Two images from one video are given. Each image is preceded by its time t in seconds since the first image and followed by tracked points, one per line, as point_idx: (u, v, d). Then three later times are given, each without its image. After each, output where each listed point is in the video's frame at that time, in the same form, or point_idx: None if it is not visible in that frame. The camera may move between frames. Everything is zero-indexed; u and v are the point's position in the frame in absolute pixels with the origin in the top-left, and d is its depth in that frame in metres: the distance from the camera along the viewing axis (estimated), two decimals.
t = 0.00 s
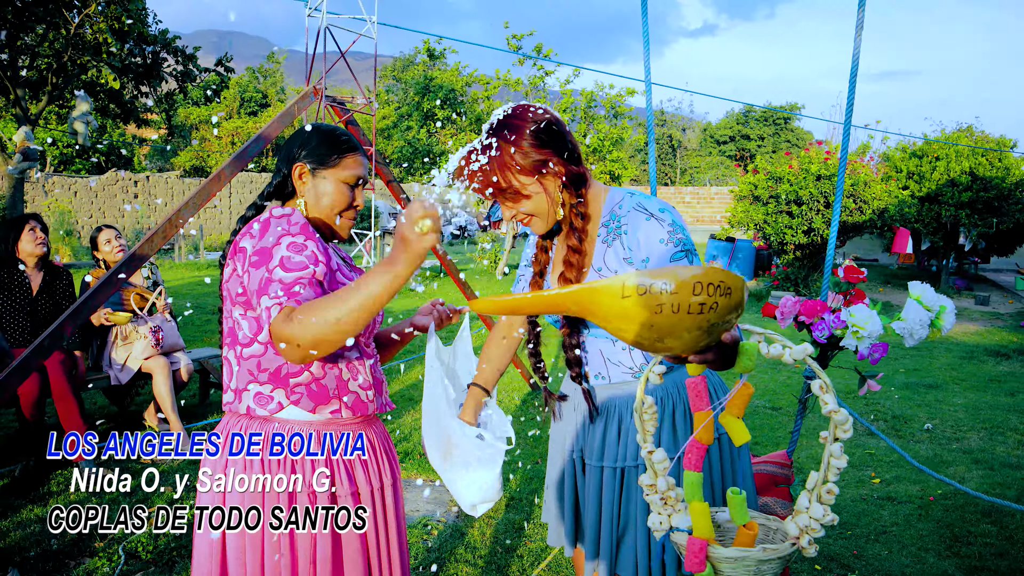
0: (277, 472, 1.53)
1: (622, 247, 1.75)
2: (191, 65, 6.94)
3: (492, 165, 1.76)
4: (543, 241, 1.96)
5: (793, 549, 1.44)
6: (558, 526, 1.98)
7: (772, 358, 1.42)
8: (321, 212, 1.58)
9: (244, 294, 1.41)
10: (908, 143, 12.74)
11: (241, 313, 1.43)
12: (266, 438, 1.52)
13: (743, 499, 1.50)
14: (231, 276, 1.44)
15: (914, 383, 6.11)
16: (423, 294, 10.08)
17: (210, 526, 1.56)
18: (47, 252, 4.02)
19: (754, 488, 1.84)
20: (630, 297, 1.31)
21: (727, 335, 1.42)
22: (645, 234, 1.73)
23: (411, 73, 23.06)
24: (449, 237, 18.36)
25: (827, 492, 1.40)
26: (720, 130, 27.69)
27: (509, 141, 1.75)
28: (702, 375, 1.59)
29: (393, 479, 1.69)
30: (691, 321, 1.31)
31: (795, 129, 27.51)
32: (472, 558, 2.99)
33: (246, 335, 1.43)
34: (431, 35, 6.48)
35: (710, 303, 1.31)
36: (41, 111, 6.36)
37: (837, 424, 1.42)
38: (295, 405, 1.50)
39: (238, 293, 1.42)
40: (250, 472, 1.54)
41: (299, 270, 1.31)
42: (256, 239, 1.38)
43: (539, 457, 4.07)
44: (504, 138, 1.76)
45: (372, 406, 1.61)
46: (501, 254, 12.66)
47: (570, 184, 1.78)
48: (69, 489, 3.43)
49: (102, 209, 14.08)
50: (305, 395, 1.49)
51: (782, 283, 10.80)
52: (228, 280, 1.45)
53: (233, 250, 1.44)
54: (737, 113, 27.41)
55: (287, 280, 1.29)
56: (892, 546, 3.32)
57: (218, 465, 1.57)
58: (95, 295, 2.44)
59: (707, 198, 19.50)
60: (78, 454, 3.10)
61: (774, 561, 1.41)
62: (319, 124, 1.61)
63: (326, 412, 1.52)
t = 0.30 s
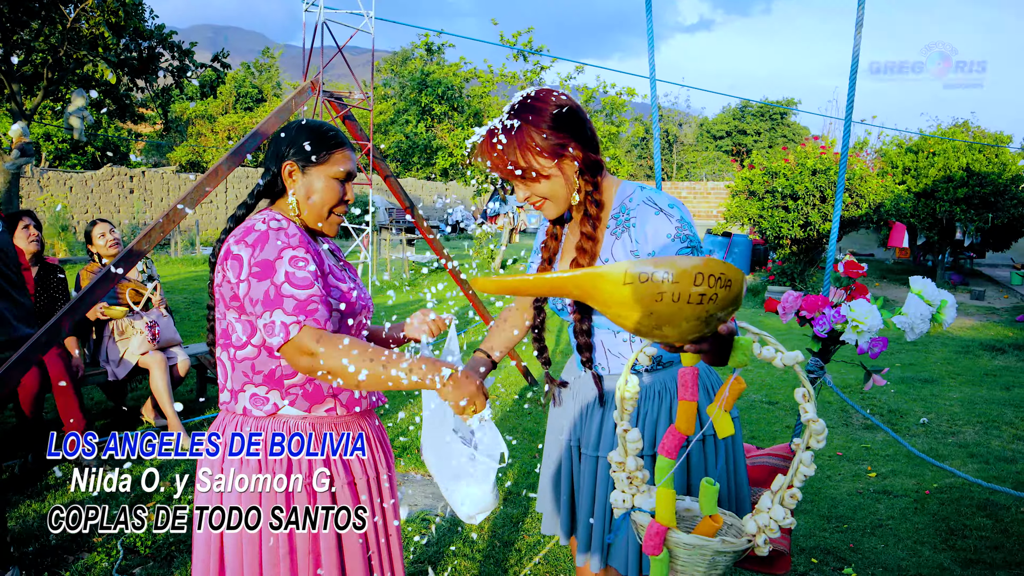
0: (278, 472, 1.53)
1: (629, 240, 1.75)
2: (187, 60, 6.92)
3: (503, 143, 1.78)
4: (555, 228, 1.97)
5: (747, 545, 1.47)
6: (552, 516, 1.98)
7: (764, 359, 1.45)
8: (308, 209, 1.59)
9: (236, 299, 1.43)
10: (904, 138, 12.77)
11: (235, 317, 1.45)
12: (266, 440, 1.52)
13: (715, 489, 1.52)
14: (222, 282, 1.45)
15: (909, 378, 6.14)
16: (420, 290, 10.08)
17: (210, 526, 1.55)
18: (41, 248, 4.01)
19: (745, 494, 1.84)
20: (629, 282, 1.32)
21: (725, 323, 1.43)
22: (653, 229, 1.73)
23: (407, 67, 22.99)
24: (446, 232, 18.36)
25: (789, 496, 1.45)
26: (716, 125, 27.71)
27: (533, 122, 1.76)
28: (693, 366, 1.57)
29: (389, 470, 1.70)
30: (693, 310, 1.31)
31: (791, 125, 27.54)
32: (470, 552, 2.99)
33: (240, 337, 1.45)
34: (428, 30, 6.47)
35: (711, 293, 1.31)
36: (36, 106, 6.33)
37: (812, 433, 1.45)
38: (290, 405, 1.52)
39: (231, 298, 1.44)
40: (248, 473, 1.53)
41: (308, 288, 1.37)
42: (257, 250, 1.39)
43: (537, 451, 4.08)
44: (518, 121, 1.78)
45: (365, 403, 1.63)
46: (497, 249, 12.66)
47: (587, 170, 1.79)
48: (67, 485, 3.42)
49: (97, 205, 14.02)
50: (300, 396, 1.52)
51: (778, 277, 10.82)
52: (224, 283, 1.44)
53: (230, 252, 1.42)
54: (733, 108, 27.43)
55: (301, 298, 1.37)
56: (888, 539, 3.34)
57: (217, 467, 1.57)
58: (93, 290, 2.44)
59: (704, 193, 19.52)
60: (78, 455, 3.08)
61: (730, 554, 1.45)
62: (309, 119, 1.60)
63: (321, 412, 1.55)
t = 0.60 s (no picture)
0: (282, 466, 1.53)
1: (628, 231, 1.74)
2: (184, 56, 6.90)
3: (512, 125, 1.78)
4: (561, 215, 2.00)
5: (745, 534, 1.45)
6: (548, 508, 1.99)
7: (753, 348, 1.41)
8: (304, 208, 1.58)
9: (245, 296, 1.44)
10: (901, 135, 12.79)
11: (242, 314, 1.45)
12: (270, 436, 1.52)
13: (714, 478, 1.50)
14: (230, 279, 1.45)
15: (906, 374, 6.16)
16: (418, 286, 10.08)
17: (213, 524, 1.55)
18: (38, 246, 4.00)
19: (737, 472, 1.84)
20: (619, 266, 1.30)
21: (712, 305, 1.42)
22: (652, 221, 1.71)
23: (404, 63, 22.93)
24: (443, 229, 18.37)
25: (786, 484, 1.43)
26: (713, 121, 27.75)
27: (544, 106, 1.75)
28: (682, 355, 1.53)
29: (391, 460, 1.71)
30: (678, 296, 1.30)
31: (787, 120, 27.58)
32: (469, 548, 3.00)
33: (246, 335, 1.46)
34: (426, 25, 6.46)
35: (694, 278, 1.30)
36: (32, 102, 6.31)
37: (805, 421, 1.43)
38: (297, 401, 1.51)
39: (239, 296, 1.44)
40: (251, 469, 1.54)
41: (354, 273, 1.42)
42: (288, 245, 1.38)
43: (535, 448, 4.09)
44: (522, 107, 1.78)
45: (369, 397, 1.63)
46: (495, 245, 12.67)
47: (591, 161, 1.79)
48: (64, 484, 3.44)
49: (94, 201, 13.98)
50: (306, 390, 1.51)
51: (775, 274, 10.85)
52: (252, 279, 1.40)
53: (252, 252, 1.40)
54: (730, 104, 27.46)
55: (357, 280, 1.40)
56: (885, 535, 3.35)
57: (221, 464, 1.57)
58: (92, 287, 2.43)
59: (701, 189, 19.55)
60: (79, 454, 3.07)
61: (727, 541, 1.42)
62: (296, 116, 1.59)
63: (326, 408, 1.54)
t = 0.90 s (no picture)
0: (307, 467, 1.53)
1: (616, 230, 1.74)
2: (183, 61, 6.90)
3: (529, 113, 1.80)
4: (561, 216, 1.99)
5: (736, 525, 1.45)
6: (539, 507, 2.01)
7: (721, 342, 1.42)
8: (337, 204, 1.60)
9: (290, 292, 1.45)
10: (898, 140, 12.85)
11: (283, 310, 1.47)
12: (300, 438, 1.53)
13: (705, 470, 1.49)
14: (273, 274, 1.46)
15: (904, 379, 6.18)
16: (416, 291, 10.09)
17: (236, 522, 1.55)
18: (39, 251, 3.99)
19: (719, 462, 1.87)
20: (567, 267, 1.25)
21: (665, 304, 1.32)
22: (640, 222, 1.70)
23: (403, 68, 22.98)
24: (441, 233, 18.39)
25: (771, 474, 1.43)
26: (710, 126, 27.85)
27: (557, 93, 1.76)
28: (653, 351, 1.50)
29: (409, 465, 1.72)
30: (622, 298, 1.23)
31: (784, 125, 27.71)
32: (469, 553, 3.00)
33: (285, 332, 1.48)
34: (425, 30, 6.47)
35: (628, 280, 1.22)
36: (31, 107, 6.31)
37: (782, 410, 1.44)
38: (332, 401, 1.53)
39: (283, 291, 1.46)
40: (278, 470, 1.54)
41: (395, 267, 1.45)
42: (342, 240, 1.41)
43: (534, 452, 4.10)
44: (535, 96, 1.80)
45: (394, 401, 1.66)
46: (493, 250, 12.69)
47: (587, 164, 1.82)
48: (62, 488, 3.44)
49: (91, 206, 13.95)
50: (340, 391, 1.53)
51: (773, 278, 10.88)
52: (303, 273, 1.41)
53: (303, 247, 1.42)
54: (727, 109, 27.56)
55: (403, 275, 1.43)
56: (883, 539, 3.37)
57: (244, 464, 1.57)
58: (93, 292, 2.45)
59: (698, 194, 19.62)
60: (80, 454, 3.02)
61: (718, 533, 1.43)
62: (301, 125, 1.61)
63: (358, 409, 1.56)
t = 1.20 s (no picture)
0: (374, 477, 1.43)
1: (601, 227, 1.74)
2: (182, 63, 6.91)
3: (531, 107, 1.81)
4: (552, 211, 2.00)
5: (694, 526, 1.48)
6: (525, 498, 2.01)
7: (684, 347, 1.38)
8: (412, 198, 1.52)
9: (369, 299, 1.38)
10: (896, 141, 12.89)
11: (361, 316, 1.40)
12: (368, 447, 1.43)
13: (665, 469, 1.49)
14: (351, 278, 1.38)
15: (903, 380, 6.18)
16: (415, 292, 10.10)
17: (294, 526, 1.46)
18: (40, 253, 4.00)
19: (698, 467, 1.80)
20: (510, 273, 1.21)
21: (620, 307, 1.25)
22: (626, 220, 1.69)
23: (401, 70, 23.01)
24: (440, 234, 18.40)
25: (729, 478, 1.45)
26: (708, 128, 27.93)
27: (559, 87, 1.78)
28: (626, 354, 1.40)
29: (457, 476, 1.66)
30: (559, 305, 1.19)
31: (782, 127, 27.79)
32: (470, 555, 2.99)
33: (361, 338, 1.41)
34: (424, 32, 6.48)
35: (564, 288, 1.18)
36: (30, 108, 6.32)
37: (740, 418, 1.43)
38: (400, 412, 1.45)
39: (362, 298, 1.39)
40: (341, 477, 1.43)
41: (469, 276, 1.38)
42: (417, 249, 1.34)
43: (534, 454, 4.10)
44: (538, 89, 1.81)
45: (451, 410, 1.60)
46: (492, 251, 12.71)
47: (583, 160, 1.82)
48: (62, 489, 3.44)
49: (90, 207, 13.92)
50: (408, 403, 1.46)
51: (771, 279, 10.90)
52: (378, 279, 1.35)
53: (381, 252, 1.35)
54: (725, 111, 27.62)
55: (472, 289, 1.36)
56: (883, 539, 3.37)
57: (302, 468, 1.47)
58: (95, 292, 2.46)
59: (696, 196, 19.67)
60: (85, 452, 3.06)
61: (675, 531, 1.46)
62: (360, 126, 1.53)
63: (421, 423, 1.49)
